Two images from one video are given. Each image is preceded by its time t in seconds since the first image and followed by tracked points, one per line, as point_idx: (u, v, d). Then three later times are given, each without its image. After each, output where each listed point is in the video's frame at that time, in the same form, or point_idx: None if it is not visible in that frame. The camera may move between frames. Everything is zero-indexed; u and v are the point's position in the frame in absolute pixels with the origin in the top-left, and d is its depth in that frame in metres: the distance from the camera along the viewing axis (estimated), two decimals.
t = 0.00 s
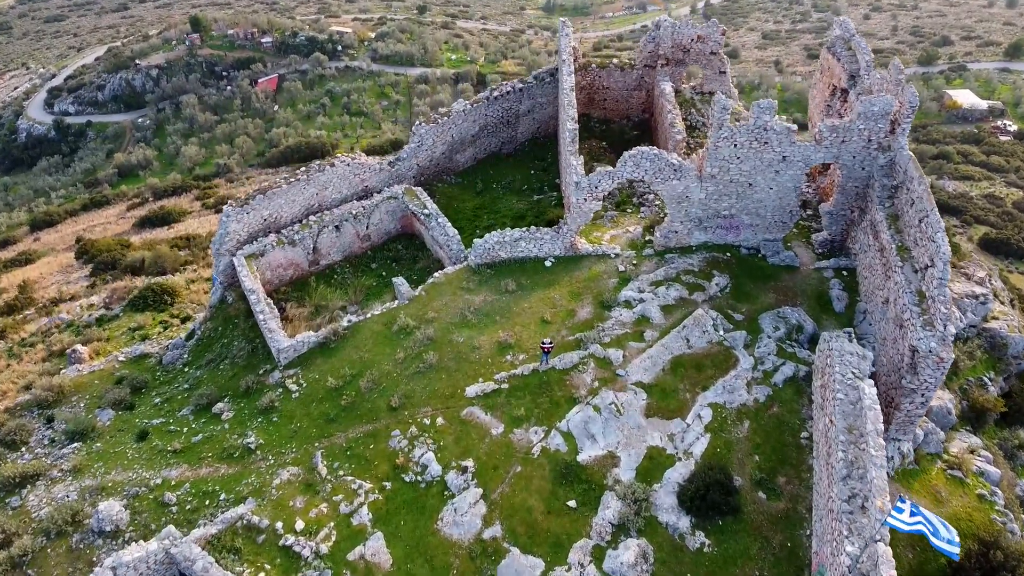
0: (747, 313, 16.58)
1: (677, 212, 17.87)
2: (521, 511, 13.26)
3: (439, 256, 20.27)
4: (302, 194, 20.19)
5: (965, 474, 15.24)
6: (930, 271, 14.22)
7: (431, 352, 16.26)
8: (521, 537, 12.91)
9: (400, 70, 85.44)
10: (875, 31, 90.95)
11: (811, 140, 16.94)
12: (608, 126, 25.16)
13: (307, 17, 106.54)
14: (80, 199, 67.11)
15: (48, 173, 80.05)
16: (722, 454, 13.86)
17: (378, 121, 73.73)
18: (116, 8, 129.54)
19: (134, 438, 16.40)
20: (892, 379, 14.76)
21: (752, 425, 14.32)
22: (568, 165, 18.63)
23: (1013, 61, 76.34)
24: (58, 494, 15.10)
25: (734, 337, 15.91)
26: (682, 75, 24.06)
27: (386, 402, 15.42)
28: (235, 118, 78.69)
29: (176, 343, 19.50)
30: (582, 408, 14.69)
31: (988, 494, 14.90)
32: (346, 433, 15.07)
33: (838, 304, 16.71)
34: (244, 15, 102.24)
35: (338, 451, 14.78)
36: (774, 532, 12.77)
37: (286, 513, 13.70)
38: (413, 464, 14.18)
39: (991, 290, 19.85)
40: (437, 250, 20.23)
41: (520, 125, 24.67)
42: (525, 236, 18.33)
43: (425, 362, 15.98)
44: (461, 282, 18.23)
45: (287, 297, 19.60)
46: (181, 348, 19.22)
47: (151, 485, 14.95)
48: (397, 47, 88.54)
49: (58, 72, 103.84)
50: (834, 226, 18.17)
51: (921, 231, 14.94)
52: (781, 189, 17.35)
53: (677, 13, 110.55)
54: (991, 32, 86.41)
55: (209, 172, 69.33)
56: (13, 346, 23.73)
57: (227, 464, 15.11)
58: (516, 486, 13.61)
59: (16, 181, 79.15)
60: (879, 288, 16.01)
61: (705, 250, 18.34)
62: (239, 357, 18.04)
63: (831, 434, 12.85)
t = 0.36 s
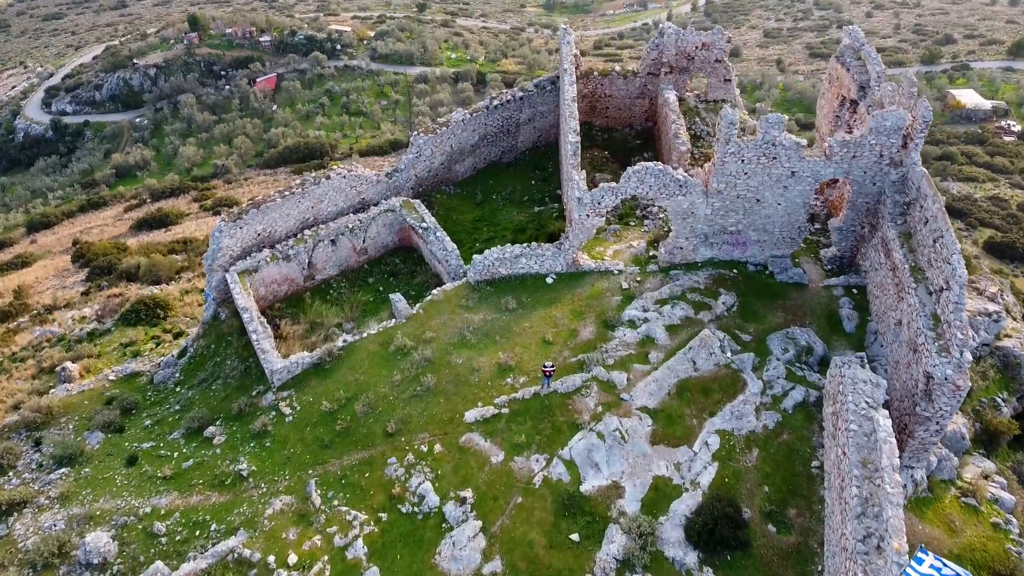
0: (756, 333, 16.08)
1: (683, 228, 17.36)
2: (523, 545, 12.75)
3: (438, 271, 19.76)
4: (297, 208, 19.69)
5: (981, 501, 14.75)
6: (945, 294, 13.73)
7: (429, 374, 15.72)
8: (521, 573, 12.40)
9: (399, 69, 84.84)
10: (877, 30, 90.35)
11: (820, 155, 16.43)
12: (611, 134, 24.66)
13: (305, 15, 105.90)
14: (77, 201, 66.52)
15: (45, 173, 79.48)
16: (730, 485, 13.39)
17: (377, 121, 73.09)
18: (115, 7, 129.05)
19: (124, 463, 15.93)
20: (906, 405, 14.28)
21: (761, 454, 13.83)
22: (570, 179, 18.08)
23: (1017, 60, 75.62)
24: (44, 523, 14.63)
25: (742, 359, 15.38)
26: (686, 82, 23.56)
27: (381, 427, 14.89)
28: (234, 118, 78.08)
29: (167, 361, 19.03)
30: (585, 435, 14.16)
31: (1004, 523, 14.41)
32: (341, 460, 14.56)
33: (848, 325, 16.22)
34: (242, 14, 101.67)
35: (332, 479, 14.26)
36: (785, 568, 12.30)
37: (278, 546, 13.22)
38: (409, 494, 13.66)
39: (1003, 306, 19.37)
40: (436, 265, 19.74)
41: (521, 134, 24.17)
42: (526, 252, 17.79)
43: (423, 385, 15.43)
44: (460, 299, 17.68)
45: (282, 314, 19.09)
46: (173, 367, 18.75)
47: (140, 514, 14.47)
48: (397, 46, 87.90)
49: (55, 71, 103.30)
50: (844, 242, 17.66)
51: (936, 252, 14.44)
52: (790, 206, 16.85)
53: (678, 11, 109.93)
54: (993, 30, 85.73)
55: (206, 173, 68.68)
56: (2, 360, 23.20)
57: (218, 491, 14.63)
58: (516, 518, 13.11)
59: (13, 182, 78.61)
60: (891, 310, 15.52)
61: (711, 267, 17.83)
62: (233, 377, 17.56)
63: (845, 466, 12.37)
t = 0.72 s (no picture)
0: (764, 353, 15.58)
1: (688, 243, 16.82)
2: None
3: (436, 284, 19.22)
4: (292, 220, 19.17)
5: (996, 528, 14.28)
6: (962, 317, 13.24)
7: (427, 396, 15.18)
8: None
9: (398, 66, 84.08)
10: (880, 25, 89.40)
11: (830, 168, 15.91)
12: (613, 141, 24.16)
13: (304, 10, 105.09)
14: (74, 200, 65.90)
15: (42, 171, 78.84)
16: (739, 516, 12.94)
17: (376, 118, 72.36)
18: (113, 3, 128.21)
19: (113, 487, 15.47)
20: (919, 431, 13.83)
21: (771, 483, 13.36)
22: (572, 192, 17.53)
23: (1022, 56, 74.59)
24: (30, 551, 14.21)
25: (750, 381, 14.88)
26: (691, 88, 23.04)
27: (378, 452, 14.40)
28: (232, 115, 77.34)
29: (159, 379, 18.55)
30: (588, 461, 13.67)
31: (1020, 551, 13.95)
32: (336, 487, 14.08)
33: (859, 344, 15.74)
34: (240, 9, 100.82)
35: (326, 507, 13.79)
36: None
37: None
38: (406, 524, 13.18)
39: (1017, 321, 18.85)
40: (434, 278, 19.22)
41: (521, 141, 23.64)
42: (527, 267, 17.23)
43: (420, 408, 14.90)
44: (458, 316, 17.10)
45: (277, 329, 18.59)
46: (164, 385, 18.28)
47: (129, 543, 14.02)
48: (396, 41, 87.07)
49: (53, 67, 102.58)
50: (854, 257, 17.15)
51: (951, 272, 13.95)
52: (799, 220, 16.34)
53: (680, 7, 109.07)
54: (997, 26, 84.80)
55: (204, 172, 67.97)
56: None
57: (210, 519, 14.16)
58: (517, 550, 12.65)
59: (10, 180, 77.98)
60: (905, 330, 15.03)
61: (718, 282, 17.30)
62: (225, 396, 17.08)
63: (859, 500, 11.90)
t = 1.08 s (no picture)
0: (773, 374, 15.06)
1: (694, 259, 16.28)
2: None
3: (434, 298, 18.71)
4: (286, 233, 18.64)
5: (1011, 557, 13.82)
6: (979, 342, 12.75)
7: (424, 420, 14.63)
8: None
9: (396, 62, 83.35)
10: (883, 20, 88.57)
11: (842, 184, 15.38)
12: (616, 148, 23.63)
13: (303, 5, 104.27)
14: (71, 198, 65.27)
15: (39, 169, 78.16)
16: (747, 549, 12.50)
17: (375, 115, 71.69)
18: None
19: (101, 512, 15.00)
20: (935, 459, 13.35)
21: (781, 514, 12.90)
22: (574, 205, 16.97)
23: None
24: None
25: (758, 405, 14.38)
26: (696, 94, 22.50)
27: (373, 479, 13.89)
28: (230, 112, 76.61)
29: (150, 397, 18.06)
30: (591, 490, 13.18)
31: None
32: (330, 516, 13.58)
33: (870, 365, 15.26)
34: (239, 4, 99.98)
35: (320, 537, 13.31)
36: None
37: None
38: (402, 557, 12.70)
39: None
40: (432, 292, 18.69)
41: (522, 148, 23.08)
42: (528, 283, 16.65)
43: (417, 432, 14.37)
44: (456, 333, 16.55)
45: (270, 346, 18.08)
46: (155, 403, 17.80)
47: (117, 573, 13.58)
48: (395, 37, 86.30)
49: (50, 63, 101.79)
50: (865, 274, 16.64)
51: (967, 293, 13.44)
52: (808, 236, 15.82)
53: (680, 2, 108.18)
54: (1001, 22, 83.90)
55: (202, 169, 67.25)
56: None
57: (200, 548, 13.70)
58: None
59: (7, 177, 77.31)
60: (918, 352, 14.54)
61: (724, 298, 16.76)
62: (218, 416, 16.59)
63: (873, 536, 11.44)
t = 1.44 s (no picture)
0: (782, 398, 14.58)
1: (701, 277, 15.76)
2: None
3: (432, 313, 18.18)
4: (280, 247, 18.11)
5: None
6: (997, 369, 12.24)
7: (421, 446, 14.10)
8: None
9: (396, 58, 82.65)
10: (886, 15, 87.69)
11: (854, 201, 14.85)
12: (619, 156, 23.11)
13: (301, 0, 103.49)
14: (68, 197, 64.63)
15: (36, 166, 77.48)
16: None
17: (375, 113, 71.04)
18: None
19: (89, 541, 14.53)
20: (950, 490, 12.89)
21: (791, 548, 12.44)
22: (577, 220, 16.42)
23: None
24: None
25: (768, 431, 13.88)
26: (701, 101, 21.98)
27: (368, 509, 13.39)
28: (228, 109, 75.91)
29: (141, 417, 17.59)
30: (595, 522, 12.69)
31: None
32: (324, 548, 13.07)
33: (881, 388, 14.78)
34: None
35: (314, 570, 12.81)
36: None
37: None
38: None
39: None
40: (430, 308, 18.19)
41: (522, 156, 22.55)
42: (529, 301, 16.09)
43: (415, 459, 13.85)
44: (454, 353, 16.01)
45: (264, 364, 17.58)
46: (146, 424, 17.33)
47: None
48: (394, 33, 85.52)
49: (47, 59, 101.00)
50: (877, 292, 16.11)
51: (985, 318, 12.92)
52: (819, 254, 15.31)
53: None
54: (1004, 17, 82.95)
55: (200, 167, 66.55)
56: None
57: None
58: None
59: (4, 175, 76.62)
60: (933, 376, 14.04)
61: (731, 317, 16.23)
62: (209, 438, 16.10)
63: None
